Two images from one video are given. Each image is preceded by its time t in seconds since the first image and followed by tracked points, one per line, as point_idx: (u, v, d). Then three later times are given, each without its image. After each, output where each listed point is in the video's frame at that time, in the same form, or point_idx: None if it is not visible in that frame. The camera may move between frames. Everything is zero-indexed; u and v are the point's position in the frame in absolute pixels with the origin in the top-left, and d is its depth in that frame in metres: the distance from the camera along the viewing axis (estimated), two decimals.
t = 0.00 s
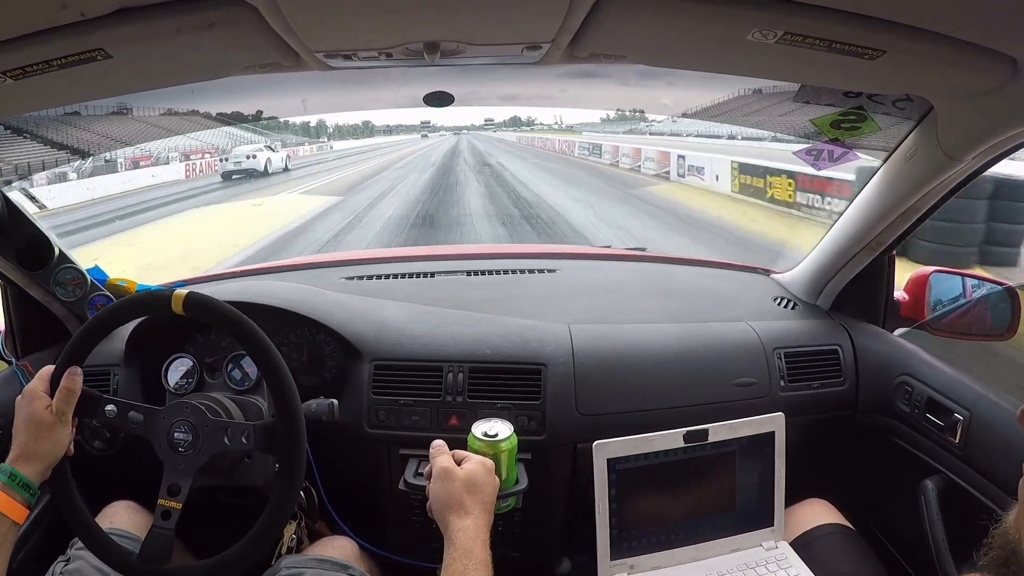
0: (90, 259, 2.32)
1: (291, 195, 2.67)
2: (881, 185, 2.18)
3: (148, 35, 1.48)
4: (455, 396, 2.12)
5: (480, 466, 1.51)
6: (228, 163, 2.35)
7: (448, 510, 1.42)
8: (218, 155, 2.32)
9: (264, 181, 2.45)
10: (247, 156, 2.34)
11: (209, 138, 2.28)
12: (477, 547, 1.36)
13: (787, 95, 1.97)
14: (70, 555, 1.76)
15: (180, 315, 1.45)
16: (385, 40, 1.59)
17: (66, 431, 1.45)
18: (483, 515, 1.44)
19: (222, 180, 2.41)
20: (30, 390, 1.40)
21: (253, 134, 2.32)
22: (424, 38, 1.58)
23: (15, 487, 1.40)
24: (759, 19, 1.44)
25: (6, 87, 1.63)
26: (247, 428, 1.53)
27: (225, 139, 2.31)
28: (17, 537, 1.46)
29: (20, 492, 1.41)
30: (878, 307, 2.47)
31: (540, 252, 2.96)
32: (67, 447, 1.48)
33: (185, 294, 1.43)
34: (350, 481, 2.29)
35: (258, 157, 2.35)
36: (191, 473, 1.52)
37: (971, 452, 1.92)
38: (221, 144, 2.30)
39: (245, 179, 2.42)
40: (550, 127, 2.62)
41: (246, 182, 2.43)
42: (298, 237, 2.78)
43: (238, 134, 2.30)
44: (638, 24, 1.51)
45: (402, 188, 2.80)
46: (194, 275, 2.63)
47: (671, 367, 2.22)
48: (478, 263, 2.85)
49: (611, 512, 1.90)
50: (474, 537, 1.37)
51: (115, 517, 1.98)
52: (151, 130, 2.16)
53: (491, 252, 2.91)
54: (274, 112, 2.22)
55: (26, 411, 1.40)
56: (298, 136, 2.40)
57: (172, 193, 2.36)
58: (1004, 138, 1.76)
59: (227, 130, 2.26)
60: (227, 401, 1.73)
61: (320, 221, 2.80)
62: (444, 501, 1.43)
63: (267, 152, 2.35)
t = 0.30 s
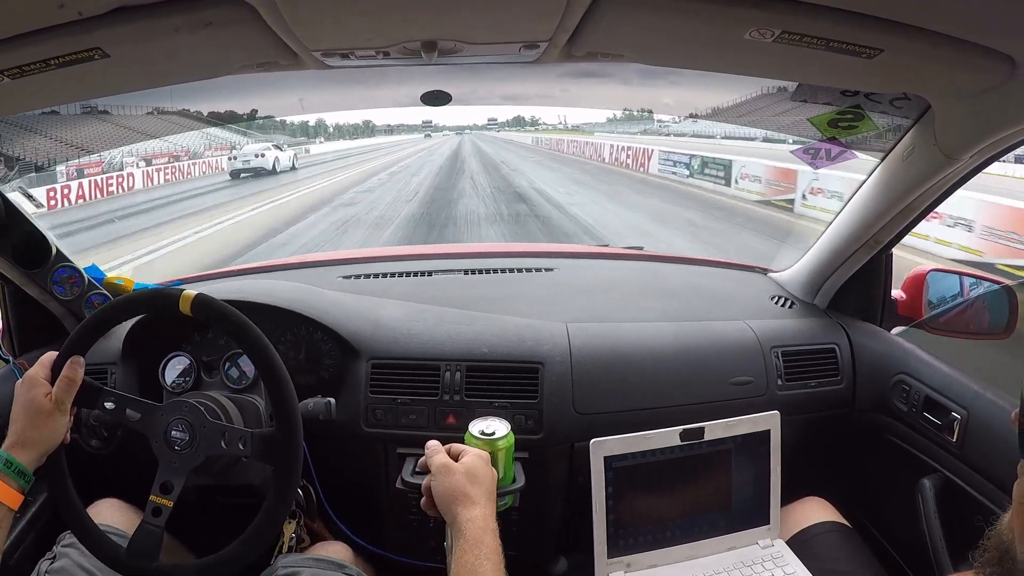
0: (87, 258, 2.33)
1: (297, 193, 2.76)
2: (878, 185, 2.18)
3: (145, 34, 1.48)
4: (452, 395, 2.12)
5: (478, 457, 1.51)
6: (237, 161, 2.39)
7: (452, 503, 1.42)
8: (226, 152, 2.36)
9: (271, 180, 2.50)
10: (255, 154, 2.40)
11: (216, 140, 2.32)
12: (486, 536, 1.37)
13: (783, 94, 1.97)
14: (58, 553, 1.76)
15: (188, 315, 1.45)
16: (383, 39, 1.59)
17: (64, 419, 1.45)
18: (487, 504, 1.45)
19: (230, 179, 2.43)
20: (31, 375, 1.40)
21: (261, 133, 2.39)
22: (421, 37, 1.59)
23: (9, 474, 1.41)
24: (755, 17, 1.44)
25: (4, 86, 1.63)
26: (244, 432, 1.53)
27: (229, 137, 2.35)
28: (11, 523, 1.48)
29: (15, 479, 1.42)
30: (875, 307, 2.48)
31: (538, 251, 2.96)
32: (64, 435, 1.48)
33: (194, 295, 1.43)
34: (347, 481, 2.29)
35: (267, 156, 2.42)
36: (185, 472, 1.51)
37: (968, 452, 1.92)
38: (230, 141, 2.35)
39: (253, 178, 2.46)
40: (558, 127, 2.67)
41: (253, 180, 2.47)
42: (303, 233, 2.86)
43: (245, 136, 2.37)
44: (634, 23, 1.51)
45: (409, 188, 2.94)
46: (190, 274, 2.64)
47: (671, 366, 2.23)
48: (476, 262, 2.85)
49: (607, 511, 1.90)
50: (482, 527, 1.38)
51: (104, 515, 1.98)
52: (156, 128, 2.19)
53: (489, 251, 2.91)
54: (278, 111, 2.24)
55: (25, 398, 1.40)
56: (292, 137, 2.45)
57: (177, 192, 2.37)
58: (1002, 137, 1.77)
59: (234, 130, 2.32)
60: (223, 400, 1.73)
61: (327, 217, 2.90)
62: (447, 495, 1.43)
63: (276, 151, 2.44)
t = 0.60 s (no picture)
0: (93, 259, 2.35)
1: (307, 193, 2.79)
2: (884, 185, 2.18)
3: (153, 35, 1.48)
4: (458, 396, 2.12)
5: (482, 456, 1.51)
6: (246, 161, 2.38)
7: (455, 500, 1.41)
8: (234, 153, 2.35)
9: (279, 179, 2.51)
10: (264, 153, 2.38)
11: (225, 145, 2.30)
12: (488, 535, 1.38)
13: (789, 95, 1.97)
14: (71, 562, 1.76)
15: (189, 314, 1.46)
16: (389, 39, 1.59)
17: (70, 422, 1.45)
18: (490, 502, 1.45)
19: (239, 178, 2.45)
20: (35, 380, 1.41)
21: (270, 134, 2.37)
22: (427, 37, 1.58)
23: (15, 478, 1.41)
24: (760, 18, 1.44)
25: (9, 86, 1.63)
26: (251, 432, 1.54)
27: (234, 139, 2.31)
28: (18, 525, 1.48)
29: (21, 483, 1.42)
30: (880, 307, 2.47)
31: (542, 251, 2.96)
32: (71, 439, 1.48)
33: (195, 295, 1.43)
34: (352, 481, 2.29)
35: (276, 155, 2.41)
36: (191, 472, 1.52)
37: (974, 452, 1.92)
38: (238, 144, 2.33)
39: (260, 177, 2.46)
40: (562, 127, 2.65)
41: (261, 179, 2.47)
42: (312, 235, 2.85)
43: (251, 137, 2.35)
44: (639, 23, 1.51)
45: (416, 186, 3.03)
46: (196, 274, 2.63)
47: (674, 366, 2.22)
48: (481, 262, 2.85)
49: (611, 511, 1.90)
50: (484, 526, 1.39)
51: (120, 527, 1.99)
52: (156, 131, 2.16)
53: (493, 252, 2.91)
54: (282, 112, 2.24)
55: (30, 402, 1.40)
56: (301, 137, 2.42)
57: (187, 192, 2.43)
58: (1006, 139, 1.78)
59: (240, 134, 2.30)
60: (230, 401, 1.73)
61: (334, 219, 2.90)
62: (451, 493, 1.42)
63: (284, 150, 2.42)
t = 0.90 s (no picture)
0: (93, 259, 2.35)
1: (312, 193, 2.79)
2: (883, 186, 2.18)
3: (152, 35, 1.48)
4: (457, 396, 2.12)
5: (483, 456, 1.52)
6: (251, 161, 2.40)
7: (458, 498, 1.41)
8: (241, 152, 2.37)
9: (285, 179, 2.53)
10: (268, 154, 2.40)
11: (229, 148, 2.30)
12: (492, 532, 1.37)
13: (789, 96, 1.97)
14: (74, 558, 1.77)
15: (194, 317, 1.46)
16: (388, 40, 1.59)
17: (69, 417, 1.44)
18: (492, 502, 1.45)
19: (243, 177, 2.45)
20: (36, 372, 1.40)
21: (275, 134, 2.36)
22: (427, 37, 1.58)
23: (14, 470, 1.39)
24: (761, 18, 1.44)
25: (8, 86, 1.63)
26: (249, 435, 1.54)
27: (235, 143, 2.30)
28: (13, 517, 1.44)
29: (20, 475, 1.40)
30: (879, 308, 2.47)
31: (542, 252, 2.96)
32: (69, 432, 1.47)
33: (202, 297, 1.43)
34: (352, 481, 2.29)
35: (280, 155, 2.42)
36: (190, 472, 1.51)
37: (973, 453, 1.92)
38: (241, 149, 2.34)
39: (265, 176, 2.48)
40: (563, 127, 2.64)
41: (266, 179, 2.49)
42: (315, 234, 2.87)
43: (253, 139, 2.33)
44: (639, 24, 1.51)
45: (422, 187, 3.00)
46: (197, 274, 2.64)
47: (676, 369, 2.22)
48: (480, 262, 2.85)
49: (611, 512, 1.90)
50: (488, 523, 1.38)
51: (125, 522, 1.99)
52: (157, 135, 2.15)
53: (493, 252, 2.91)
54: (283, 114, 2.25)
55: (30, 393, 1.39)
56: (296, 138, 2.41)
57: (190, 193, 2.43)
58: (1004, 141, 1.77)
59: (245, 134, 2.29)
60: (228, 401, 1.73)
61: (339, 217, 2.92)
62: (453, 491, 1.42)
63: (288, 150, 2.43)
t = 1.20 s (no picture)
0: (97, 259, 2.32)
1: (320, 193, 2.84)
2: (886, 184, 2.18)
3: (156, 35, 1.48)
4: (461, 396, 2.12)
5: (489, 454, 1.52)
6: (257, 161, 2.43)
7: (463, 495, 1.42)
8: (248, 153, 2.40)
9: (291, 179, 2.58)
10: (276, 153, 2.43)
11: (232, 147, 2.30)
12: (497, 529, 1.37)
13: (792, 94, 1.97)
14: (58, 557, 1.76)
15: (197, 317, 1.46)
16: (392, 39, 1.59)
17: (73, 418, 1.43)
18: (497, 499, 1.45)
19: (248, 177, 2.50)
20: (39, 373, 1.39)
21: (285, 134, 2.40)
22: (430, 37, 1.58)
23: (16, 470, 1.39)
24: (764, 17, 1.44)
25: (11, 87, 1.63)
26: (253, 435, 1.54)
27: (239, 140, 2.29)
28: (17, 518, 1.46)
29: (22, 475, 1.40)
30: (883, 307, 2.47)
31: (545, 252, 2.96)
32: (73, 432, 1.47)
33: (206, 298, 1.44)
34: (355, 481, 2.29)
35: (286, 154, 2.46)
36: (192, 473, 1.51)
37: (977, 451, 1.92)
38: (256, 147, 2.37)
39: (270, 176, 2.52)
40: (567, 127, 2.65)
41: (272, 178, 2.53)
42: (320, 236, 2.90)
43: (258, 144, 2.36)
44: (642, 23, 1.51)
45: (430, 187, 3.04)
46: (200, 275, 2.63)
47: (677, 368, 2.22)
48: (483, 262, 2.84)
49: (614, 511, 1.90)
50: (492, 520, 1.38)
51: (109, 514, 1.96)
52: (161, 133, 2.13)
53: (495, 252, 2.91)
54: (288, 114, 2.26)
55: (33, 395, 1.38)
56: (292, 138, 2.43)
57: (201, 192, 2.48)
58: (1008, 138, 1.77)
59: (252, 135, 2.31)
60: (232, 401, 1.73)
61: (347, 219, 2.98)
62: (459, 487, 1.43)
63: (295, 149, 2.47)
